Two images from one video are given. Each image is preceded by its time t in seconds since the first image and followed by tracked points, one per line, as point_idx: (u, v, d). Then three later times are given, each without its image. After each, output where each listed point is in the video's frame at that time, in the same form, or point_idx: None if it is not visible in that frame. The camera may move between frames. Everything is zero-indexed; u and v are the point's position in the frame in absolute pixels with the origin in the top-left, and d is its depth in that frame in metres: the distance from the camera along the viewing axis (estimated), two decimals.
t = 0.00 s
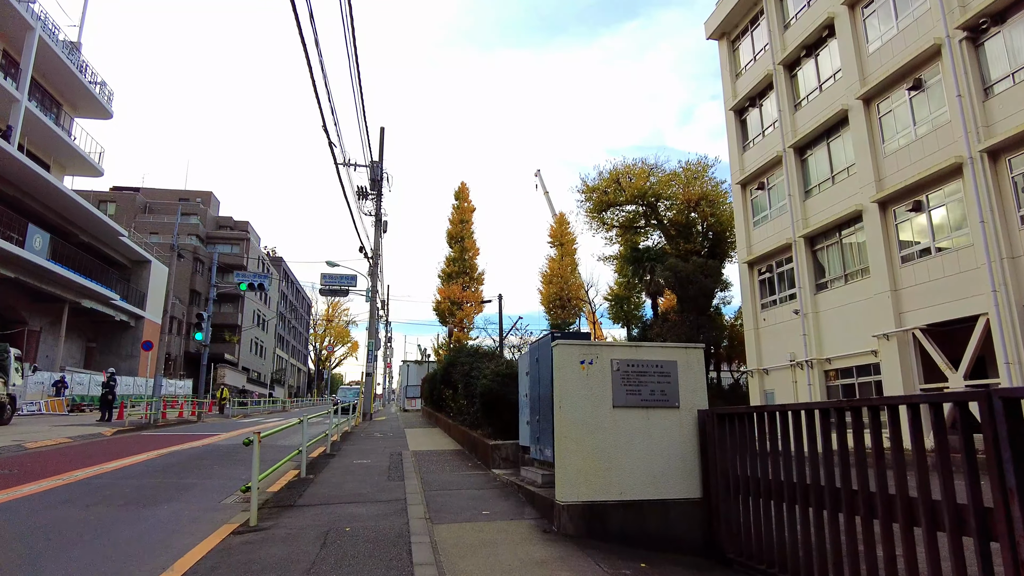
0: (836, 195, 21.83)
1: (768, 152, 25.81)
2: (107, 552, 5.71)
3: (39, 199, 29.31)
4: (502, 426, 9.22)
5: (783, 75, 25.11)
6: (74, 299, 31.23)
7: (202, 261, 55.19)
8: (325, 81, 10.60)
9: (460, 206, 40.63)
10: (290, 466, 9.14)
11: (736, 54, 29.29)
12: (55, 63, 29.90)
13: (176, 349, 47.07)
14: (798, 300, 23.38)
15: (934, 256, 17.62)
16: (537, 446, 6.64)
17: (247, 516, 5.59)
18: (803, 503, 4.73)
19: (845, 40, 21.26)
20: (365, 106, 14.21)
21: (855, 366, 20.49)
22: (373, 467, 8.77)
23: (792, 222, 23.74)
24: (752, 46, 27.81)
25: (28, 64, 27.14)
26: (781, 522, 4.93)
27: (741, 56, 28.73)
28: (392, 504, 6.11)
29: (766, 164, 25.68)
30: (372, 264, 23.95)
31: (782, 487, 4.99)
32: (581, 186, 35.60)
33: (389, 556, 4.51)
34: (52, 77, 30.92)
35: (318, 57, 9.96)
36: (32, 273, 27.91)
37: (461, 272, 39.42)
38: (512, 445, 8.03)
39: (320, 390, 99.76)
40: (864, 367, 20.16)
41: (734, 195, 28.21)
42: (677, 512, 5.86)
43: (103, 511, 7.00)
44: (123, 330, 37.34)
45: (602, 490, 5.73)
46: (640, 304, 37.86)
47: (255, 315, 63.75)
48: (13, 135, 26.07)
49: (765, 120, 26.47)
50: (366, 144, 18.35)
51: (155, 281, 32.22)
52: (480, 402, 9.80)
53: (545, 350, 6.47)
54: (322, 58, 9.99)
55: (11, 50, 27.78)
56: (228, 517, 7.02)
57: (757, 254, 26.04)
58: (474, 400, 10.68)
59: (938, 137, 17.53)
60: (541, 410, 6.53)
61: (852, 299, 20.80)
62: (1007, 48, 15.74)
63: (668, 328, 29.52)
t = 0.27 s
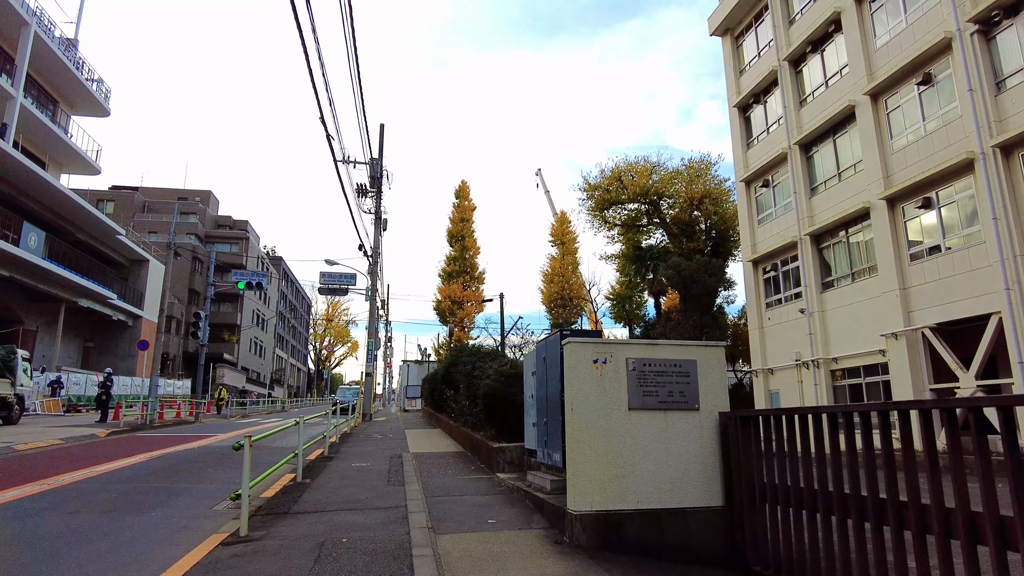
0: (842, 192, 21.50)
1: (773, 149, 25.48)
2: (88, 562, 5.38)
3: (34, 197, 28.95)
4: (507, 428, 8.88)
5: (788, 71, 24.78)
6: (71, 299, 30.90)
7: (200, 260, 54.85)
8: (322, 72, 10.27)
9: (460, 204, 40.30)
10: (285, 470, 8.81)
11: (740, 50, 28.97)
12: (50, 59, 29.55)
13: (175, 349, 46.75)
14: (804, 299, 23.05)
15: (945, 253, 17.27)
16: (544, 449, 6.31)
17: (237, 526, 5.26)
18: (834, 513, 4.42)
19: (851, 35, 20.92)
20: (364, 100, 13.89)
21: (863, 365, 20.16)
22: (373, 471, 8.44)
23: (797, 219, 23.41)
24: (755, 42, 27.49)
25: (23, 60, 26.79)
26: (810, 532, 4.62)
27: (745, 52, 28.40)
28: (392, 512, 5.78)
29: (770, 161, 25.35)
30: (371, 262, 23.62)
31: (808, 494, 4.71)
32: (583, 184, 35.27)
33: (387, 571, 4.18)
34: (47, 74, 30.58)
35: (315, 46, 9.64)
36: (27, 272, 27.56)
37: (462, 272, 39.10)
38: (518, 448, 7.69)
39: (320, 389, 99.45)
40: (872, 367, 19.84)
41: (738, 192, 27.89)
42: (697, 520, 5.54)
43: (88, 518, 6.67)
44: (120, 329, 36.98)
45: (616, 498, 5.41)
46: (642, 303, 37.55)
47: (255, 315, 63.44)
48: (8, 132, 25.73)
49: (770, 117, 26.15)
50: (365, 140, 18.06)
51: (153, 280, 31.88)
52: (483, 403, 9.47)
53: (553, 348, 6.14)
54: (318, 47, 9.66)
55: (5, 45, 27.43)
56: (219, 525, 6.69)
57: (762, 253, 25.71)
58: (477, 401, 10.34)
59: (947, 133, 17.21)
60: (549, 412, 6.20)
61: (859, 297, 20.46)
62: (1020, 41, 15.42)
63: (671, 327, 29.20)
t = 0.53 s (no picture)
0: (850, 189, 21.15)
1: (779, 145, 25.11)
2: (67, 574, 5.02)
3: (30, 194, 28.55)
4: (512, 429, 8.52)
5: (795, 66, 24.41)
6: (68, 298, 30.54)
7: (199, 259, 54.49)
8: (320, 60, 9.91)
9: (461, 202, 39.93)
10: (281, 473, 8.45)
11: (745, 46, 28.62)
12: (47, 54, 29.17)
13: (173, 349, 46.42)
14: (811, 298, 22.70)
15: (956, 250, 16.91)
16: (554, 453, 5.94)
17: (225, 535, 4.90)
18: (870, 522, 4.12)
19: (860, 29, 20.55)
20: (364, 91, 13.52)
21: (871, 365, 19.81)
22: (372, 474, 8.08)
23: (804, 216, 23.05)
24: (761, 37, 27.12)
25: (19, 55, 26.41)
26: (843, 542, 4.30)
27: (750, 48, 28.05)
28: (392, 519, 5.43)
29: (776, 157, 24.98)
30: (372, 260, 23.28)
31: (844, 500, 4.38)
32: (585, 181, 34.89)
33: None
34: (44, 69, 30.21)
35: (312, 30, 9.27)
36: (22, 270, 27.16)
37: (463, 270, 38.74)
38: (524, 451, 7.34)
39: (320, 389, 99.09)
40: (881, 367, 19.48)
41: (743, 190, 27.54)
42: (722, 529, 5.19)
43: (70, 525, 6.31)
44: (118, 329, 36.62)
45: (636, 506, 5.05)
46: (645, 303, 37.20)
47: (254, 314, 63.09)
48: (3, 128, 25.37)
49: (776, 113, 25.78)
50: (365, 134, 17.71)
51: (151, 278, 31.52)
52: (487, 403, 9.12)
53: (564, 345, 5.78)
54: (316, 32, 9.29)
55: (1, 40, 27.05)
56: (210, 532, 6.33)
57: (768, 251, 25.35)
58: (481, 401, 10.00)
59: (959, 127, 16.85)
60: (560, 413, 5.84)
61: (868, 296, 20.11)
62: None
63: (675, 326, 28.84)
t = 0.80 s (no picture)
0: (855, 186, 20.84)
1: (783, 142, 24.79)
2: None
3: (24, 191, 28.14)
4: (513, 431, 8.18)
5: (799, 62, 24.09)
6: (63, 297, 30.17)
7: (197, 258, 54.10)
8: (315, 47, 9.55)
9: (461, 201, 39.60)
10: (273, 477, 8.11)
11: (748, 42, 28.30)
12: (41, 50, 28.78)
13: (171, 348, 46.08)
14: (815, 296, 22.38)
15: (966, 248, 16.58)
16: (560, 457, 5.60)
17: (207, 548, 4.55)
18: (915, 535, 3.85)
19: (866, 23, 20.22)
20: (361, 84, 13.18)
21: (877, 365, 19.51)
22: (368, 478, 7.74)
23: (809, 214, 22.74)
24: (764, 33, 26.79)
25: (12, 50, 26.02)
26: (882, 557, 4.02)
27: (753, 44, 27.72)
28: (389, 528, 5.10)
29: (780, 154, 24.67)
30: (370, 258, 22.94)
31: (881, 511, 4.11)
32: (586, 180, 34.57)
33: None
34: (38, 65, 29.81)
35: (307, 16, 8.93)
36: (15, 268, 26.75)
37: (463, 269, 38.41)
38: (527, 454, 7.01)
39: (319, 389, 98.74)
40: (887, 367, 19.18)
41: (746, 187, 27.23)
42: (746, 540, 4.88)
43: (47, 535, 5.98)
44: (113, 328, 36.21)
45: (653, 516, 4.73)
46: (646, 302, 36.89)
47: (253, 314, 62.72)
48: None
49: (779, 109, 25.45)
50: (363, 129, 17.38)
51: (147, 277, 31.14)
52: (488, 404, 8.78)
53: (571, 342, 5.44)
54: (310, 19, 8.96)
55: None
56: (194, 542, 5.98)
57: (771, 249, 25.03)
58: (481, 401, 9.66)
59: (968, 123, 16.55)
60: (566, 416, 5.51)
61: (874, 294, 19.80)
62: None
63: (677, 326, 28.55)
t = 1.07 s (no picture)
0: (861, 183, 20.50)
1: (787, 139, 24.45)
2: None
3: (17, 189, 27.75)
4: (516, 434, 7.81)
5: (803, 58, 23.76)
6: (57, 296, 29.79)
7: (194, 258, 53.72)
8: (308, 33, 9.18)
9: (460, 199, 39.26)
10: (265, 483, 7.75)
11: (751, 38, 27.97)
12: (34, 46, 28.41)
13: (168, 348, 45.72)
14: (821, 295, 22.05)
15: (976, 245, 16.24)
16: (568, 464, 5.23)
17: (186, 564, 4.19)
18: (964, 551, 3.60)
19: (872, 17, 19.88)
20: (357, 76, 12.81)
21: (884, 365, 19.18)
22: (365, 483, 7.39)
23: (813, 211, 22.39)
24: (767, 29, 26.46)
25: (5, 46, 25.64)
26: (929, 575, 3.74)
27: (756, 40, 27.40)
28: (385, 541, 4.74)
29: (784, 151, 24.33)
30: (368, 256, 22.59)
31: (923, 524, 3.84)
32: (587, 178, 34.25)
33: None
34: (32, 62, 29.43)
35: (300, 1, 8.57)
36: (8, 267, 26.36)
37: (462, 269, 38.07)
38: (531, 459, 6.67)
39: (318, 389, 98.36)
40: (894, 366, 18.84)
41: (750, 185, 26.91)
42: (775, 555, 4.58)
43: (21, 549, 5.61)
44: (109, 328, 35.83)
45: (675, 531, 4.42)
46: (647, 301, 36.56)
47: (251, 314, 62.34)
48: None
49: (783, 106, 25.12)
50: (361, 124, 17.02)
51: (142, 276, 30.74)
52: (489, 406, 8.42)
53: (580, 340, 5.10)
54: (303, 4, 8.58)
55: None
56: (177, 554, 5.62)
57: (775, 247, 24.70)
58: (482, 403, 9.30)
59: (978, 117, 16.22)
60: (574, 417, 5.17)
61: (880, 293, 19.46)
62: None
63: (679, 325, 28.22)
